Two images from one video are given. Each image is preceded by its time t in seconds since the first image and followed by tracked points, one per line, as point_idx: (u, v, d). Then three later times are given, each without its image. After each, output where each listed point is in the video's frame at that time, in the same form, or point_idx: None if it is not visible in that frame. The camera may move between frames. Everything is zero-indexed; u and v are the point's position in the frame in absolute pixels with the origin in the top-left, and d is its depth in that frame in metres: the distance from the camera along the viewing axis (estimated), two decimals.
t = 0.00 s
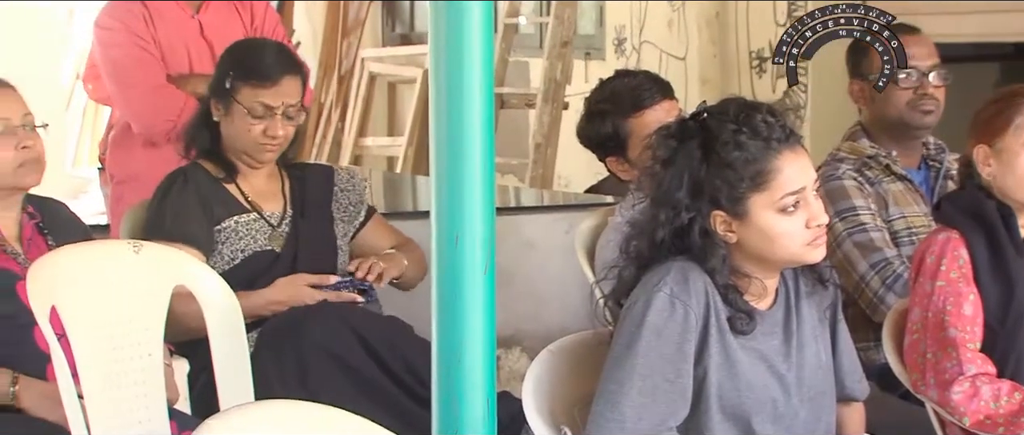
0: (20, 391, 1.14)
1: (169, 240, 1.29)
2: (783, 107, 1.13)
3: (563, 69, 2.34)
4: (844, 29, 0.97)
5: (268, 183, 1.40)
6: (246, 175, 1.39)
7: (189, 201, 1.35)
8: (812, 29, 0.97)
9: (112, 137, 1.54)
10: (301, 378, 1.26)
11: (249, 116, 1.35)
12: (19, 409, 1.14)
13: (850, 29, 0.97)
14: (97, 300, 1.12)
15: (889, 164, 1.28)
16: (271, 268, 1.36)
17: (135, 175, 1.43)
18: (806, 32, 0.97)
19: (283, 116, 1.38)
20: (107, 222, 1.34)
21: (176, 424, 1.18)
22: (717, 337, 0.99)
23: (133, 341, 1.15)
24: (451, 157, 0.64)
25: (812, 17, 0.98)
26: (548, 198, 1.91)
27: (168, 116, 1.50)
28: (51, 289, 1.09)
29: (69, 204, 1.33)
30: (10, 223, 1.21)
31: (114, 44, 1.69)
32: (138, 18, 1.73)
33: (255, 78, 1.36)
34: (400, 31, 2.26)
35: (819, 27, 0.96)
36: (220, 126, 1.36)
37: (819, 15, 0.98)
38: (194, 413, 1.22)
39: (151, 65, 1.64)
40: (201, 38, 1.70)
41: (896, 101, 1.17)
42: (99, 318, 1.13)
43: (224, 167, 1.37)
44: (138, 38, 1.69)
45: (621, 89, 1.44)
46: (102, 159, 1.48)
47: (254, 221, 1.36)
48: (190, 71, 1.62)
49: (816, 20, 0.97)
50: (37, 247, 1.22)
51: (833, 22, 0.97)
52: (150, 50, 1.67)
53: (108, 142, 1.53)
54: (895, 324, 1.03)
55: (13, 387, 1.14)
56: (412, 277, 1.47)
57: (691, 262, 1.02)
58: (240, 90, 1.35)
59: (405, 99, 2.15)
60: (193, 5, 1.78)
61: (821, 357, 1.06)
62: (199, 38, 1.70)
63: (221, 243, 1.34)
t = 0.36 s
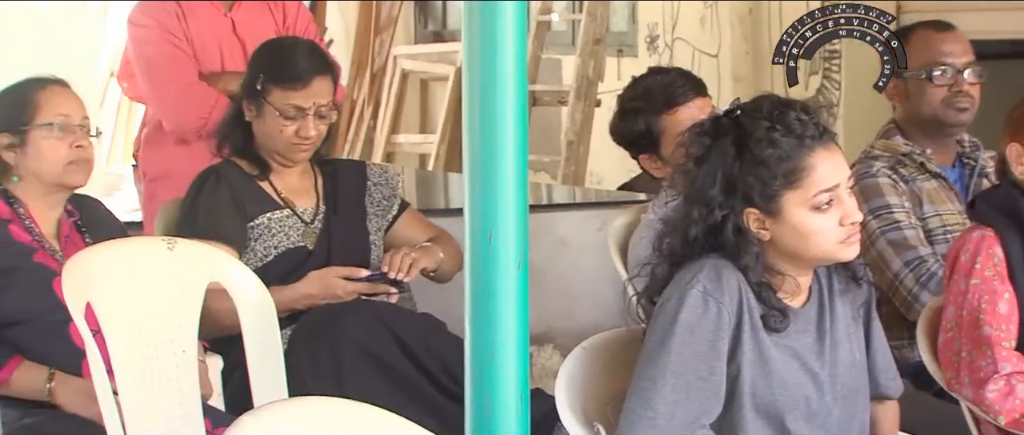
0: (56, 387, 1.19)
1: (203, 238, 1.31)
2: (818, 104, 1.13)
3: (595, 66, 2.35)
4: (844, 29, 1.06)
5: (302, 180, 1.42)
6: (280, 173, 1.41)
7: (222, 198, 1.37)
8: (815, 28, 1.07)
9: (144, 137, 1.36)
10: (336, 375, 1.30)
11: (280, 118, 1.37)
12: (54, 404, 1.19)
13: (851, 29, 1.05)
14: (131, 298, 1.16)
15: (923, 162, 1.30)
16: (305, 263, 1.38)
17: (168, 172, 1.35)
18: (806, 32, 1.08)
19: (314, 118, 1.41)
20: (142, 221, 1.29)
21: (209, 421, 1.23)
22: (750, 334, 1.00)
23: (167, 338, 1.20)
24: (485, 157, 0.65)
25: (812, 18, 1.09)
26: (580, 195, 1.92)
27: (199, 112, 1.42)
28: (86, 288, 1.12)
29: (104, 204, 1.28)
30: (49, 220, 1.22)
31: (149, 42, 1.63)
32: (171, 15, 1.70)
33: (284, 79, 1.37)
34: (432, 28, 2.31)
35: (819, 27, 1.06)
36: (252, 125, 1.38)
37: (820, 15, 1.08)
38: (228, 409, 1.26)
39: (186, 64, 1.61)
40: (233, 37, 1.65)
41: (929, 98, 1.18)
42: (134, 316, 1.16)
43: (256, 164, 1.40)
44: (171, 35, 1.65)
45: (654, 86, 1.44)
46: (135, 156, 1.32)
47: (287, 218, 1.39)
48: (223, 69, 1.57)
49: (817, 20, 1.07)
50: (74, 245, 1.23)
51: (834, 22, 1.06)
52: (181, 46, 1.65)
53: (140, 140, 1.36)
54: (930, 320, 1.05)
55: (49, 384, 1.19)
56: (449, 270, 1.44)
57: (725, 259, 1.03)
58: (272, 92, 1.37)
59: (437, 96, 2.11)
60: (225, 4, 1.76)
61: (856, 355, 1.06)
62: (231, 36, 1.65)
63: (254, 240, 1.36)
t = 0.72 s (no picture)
0: (98, 384, 1.19)
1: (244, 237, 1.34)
2: (858, 103, 1.12)
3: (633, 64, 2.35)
4: (842, 28, 1.09)
5: (340, 177, 1.45)
6: (319, 170, 1.43)
7: (262, 196, 1.39)
8: (813, 28, 1.09)
9: (186, 135, 1.53)
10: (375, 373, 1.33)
11: (320, 112, 1.39)
12: (96, 402, 1.19)
13: (848, 28, 1.09)
14: (173, 295, 1.15)
15: (964, 160, 1.29)
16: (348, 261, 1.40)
17: (207, 169, 1.49)
18: (806, 33, 1.10)
19: (354, 112, 1.40)
20: (182, 219, 1.38)
21: (250, 417, 1.23)
22: (791, 332, 1.00)
23: (206, 335, 1.19)
24: (525, 156, 0.66)
25: (811, 17, 1.11)
26: (618, 193, 1.93)
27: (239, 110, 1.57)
28: (129, 284, 1.11)
29: (146, 201, 1.32)
30: (93, 218, 1.24)
31: (186, 40, 1.72)
32: (209, 14, 1.78)
33: (324, 75, 1.39)
34: (471, 26, 2.33)
35: (819, 26, 1.09)
36: (291, 122, 1.41)
37: (818, 15, 1.10)
38: (269, 407, 1.28)
39: (226, 62, 1.71)
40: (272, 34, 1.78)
41: (971, 95, 1.25)
42: (174, 312, 1.16)
43: (298, 163, 1.43)
44: (210, 33, 1.74)
45: (693, 85, 1.44)
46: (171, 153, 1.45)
47: (327, 216, 1.41)
48: (262, 66, 1.68)
49: (816, 20, 1.09)
50: (117, 242, 1.25)
51: (833, 21, 1.09)
52: (220, 45, 1.73)
53: (182, 137, 1.51)
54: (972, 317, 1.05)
55: (92, 380, 1.19)
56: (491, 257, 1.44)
57: (766, 258, 1.03)
58: (311, 87, 1.39)
59: (475, 95, 2.19)
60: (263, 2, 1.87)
61: (896, 354, 1.06)
62: (270, 35, 1.77)
63: (294, 238, 1.39)
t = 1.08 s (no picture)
0: (133, 382, 1.22)
1: (280, 235, 1.36)
2: (892, 101, 1.12)
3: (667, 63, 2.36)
4: (842, 29, 1.13)
5: (373, 176, 1.46)
6: (353, 169, 1.45)
7: (297, 194, 1.41)
8: (812, 29, 1.15)
9: (220, 134, 1.59)
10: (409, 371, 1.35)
11: (352, 104, 1.40)
12: (132, 399, 1.22)
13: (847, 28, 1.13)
14: (209, 293, 1.18)
15: (1000, 159, 1.27)
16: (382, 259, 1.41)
17: (240, 169, 1.51)
18: (806, 33, 1.15)
19: (386, 102, 1.41)
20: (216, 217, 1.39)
21: (284, 416, 1.26)
22: (825, 331, 1.00)
23: (241, 333, 1.21)
24: (559, 156, 0.67)
25: (812, 18, 1.17)
26: (651, 191, 1.94)
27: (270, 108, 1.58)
28: (163, 282, 1.14)
29: (180, 199, 1.37)
30: (127, 217, 1.27)
31: (219, 41, 1.76)
32: (246, 14, 1.79)
33: (354, 66, 1.40)
34: (504, 25, 2.32)
35: (818, 26, 1.14)
36: (324, 119, 1.43)
37: (819, 16, 1.15)
38: (302, 406, 1.30)
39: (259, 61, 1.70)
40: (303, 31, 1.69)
41: (1008, 94, 1.22)
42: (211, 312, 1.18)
43: (331, 162, 1.44)
44: (244, 32, 1.74)
45: (728, 83, 1.44)
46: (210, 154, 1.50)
47: (361, 215, 1.43)
48: (294, 65, 1.61)
49: (815, 22, 1.14)
50: (152, 240, 1.28)
51: (833, 22, 1.14)
52: (254, 44, 1.72)
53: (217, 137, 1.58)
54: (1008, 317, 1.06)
55: (126, 378, 1.22)
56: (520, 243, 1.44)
57: (800, 257, 1.03)
58: (343, 80, 1.40)
59: (508, 95, 2.17)
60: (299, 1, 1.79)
61: (931, 353, 1.06)
62: (302, 31, 1.69)
63: (329, 237, 1.41)
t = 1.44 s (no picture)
0: (158, 381, 1.23)
1: (309, 233, 1.38)
2: (918, 100, 1.12)
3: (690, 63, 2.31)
4: (841, 28, 1.16)
5: (397, 176, 1.48)
6: (377, 168, 1.46)
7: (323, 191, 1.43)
8: (812, 29, 1.18)
9: (244, 133, 1.53)
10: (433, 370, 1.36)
11: (374, 96, 1.42)
12: (157, 398, 1.24)
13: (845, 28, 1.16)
14: (234, 293, 1.20)
15: None
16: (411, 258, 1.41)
17: (267, 168, 1.49)
18: (806, 33, 1.18)
19: (407, 93, 1.44)
20: (241, 216, 1.40)
21: (308, 415, 1.28)
22: (851, 331, 1.00)
23: (266, 332, 1.23)
24: (584, 157, 0.68)
25: (812, 18, 1.20)
26: (675, 191, 1.94)
27: (297, 108, 1.56)
28: (189, 281, 1.15)
29: (206, 198, 1.38)
30: (153, 217, 1.29)
31: (245, 40, 1.70)
32: (269, 13, 1.77)
33: (373, 59, 1.44)
34: (528, 24, 2.25)
35: (818, 26, 1.17)
36: (346, 118, 1.45)
37: (818, 17, 1.19)
38: (326, 405, 1.33)
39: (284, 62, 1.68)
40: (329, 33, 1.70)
41: None
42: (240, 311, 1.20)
43: (356, 161, 1.45)
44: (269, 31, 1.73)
45: (753, 81, 1.42)
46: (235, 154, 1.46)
47: (384, 214, 1.43)
48: (320, 63, 1.64)
49: (813, 22, 1.18)
50: (177, 239, 1.30)
51: (831, 22, 1.16)
52: (280, 44, 1.71)
53: (240, 136, 1.52)
54: None
55: (152, 377, 1.23)
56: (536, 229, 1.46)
57: (825, 257, 1.03)
58: (362, 73, 1.43)
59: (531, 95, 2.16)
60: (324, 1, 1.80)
61: (957, 352, 1.06)
62: (328, 32, 1.71)
63: (355, 235, 1.42)
